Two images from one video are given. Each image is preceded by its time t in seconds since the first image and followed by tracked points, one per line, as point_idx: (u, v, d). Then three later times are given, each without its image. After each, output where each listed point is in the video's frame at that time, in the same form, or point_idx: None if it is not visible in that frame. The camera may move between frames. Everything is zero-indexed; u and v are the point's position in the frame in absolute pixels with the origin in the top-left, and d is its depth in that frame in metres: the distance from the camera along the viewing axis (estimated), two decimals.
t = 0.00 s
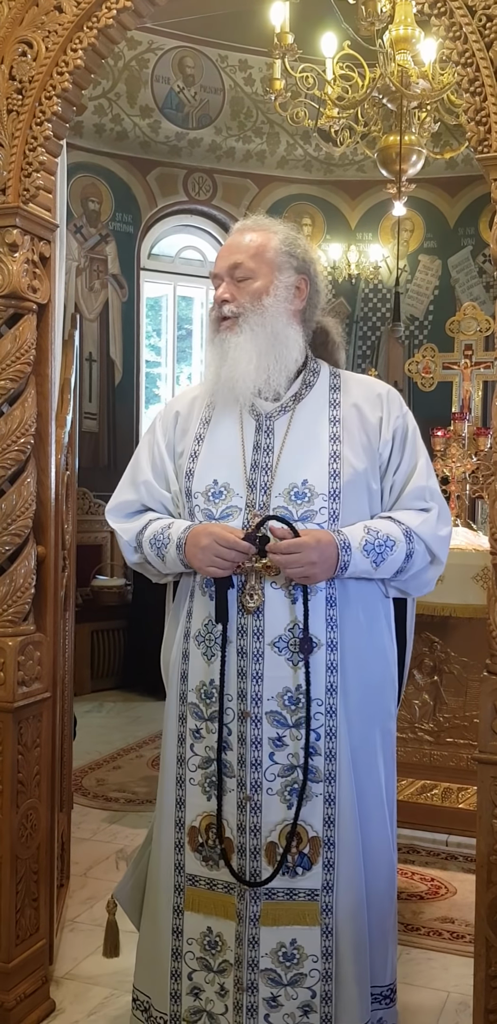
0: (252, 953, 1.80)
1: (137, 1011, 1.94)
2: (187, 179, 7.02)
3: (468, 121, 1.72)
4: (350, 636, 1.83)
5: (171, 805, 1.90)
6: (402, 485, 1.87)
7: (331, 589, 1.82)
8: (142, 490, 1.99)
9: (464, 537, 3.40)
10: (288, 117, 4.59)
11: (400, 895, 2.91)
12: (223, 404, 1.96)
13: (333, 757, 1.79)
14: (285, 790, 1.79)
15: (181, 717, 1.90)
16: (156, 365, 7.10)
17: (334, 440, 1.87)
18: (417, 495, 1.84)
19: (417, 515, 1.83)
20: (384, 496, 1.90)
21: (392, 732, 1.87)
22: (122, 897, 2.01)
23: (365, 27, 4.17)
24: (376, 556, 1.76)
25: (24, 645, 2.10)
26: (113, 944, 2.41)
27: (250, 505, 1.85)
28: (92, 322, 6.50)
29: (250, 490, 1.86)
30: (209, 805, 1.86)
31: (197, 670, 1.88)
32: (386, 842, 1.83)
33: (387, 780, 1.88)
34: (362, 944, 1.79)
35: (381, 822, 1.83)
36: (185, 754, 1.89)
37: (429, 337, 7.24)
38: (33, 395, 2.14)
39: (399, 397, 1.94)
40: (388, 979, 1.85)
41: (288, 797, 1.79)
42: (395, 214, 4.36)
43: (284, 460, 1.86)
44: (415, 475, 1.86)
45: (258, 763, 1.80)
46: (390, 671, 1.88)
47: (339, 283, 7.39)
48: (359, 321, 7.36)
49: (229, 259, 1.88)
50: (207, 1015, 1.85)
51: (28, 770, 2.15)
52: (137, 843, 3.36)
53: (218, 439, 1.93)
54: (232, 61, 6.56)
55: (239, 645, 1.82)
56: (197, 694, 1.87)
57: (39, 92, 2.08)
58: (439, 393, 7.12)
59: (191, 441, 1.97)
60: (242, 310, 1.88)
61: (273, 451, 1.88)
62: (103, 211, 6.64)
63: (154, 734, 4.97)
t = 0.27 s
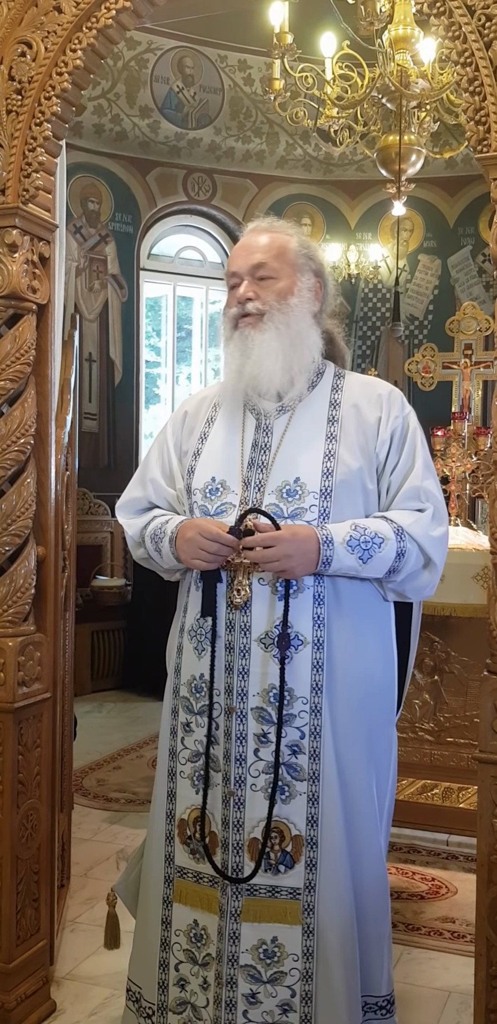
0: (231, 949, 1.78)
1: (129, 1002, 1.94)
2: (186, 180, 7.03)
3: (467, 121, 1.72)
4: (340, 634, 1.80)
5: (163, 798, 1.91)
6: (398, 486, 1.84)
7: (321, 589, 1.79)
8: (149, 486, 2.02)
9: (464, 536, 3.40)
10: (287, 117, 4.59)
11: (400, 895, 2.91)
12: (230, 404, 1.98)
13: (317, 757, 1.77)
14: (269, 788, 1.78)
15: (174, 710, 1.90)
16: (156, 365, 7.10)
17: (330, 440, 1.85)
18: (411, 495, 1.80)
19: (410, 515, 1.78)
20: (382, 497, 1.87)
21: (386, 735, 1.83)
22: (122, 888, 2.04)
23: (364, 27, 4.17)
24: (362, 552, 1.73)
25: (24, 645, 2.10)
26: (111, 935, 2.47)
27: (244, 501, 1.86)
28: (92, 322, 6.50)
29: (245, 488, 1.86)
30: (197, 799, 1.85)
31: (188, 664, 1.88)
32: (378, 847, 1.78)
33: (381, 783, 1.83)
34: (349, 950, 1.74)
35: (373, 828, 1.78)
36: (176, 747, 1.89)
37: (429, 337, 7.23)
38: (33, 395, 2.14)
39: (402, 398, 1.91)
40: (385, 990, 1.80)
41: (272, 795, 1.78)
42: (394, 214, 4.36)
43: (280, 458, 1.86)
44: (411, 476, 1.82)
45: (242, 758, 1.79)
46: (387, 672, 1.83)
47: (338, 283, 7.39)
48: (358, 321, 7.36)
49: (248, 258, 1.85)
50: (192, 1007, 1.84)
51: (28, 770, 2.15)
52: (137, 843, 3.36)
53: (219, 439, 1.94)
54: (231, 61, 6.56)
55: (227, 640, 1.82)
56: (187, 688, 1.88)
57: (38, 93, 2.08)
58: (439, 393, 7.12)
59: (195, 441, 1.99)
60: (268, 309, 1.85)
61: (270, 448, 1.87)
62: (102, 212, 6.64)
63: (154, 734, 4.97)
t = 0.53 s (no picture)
0: (215, 942, 1.77)
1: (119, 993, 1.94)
2: (186, 180, 7.03)
3: (468, 121, 1.72)
4: (331, 633, 1.79)
5: (156, 790, 1.91)
6: (395, 486, 1.82)
7: (313, 589, 1.79)
8: (155, 482, 2.03)
9: (464, 537, 3.40)
10: (288, 117, 4.58)
11: (400, 895, 2.91)
12: (236, 402, 1.99)
13: (304, 757, 1.76)
14: (256, 784, 1.77)
15: (168, 703, 1.91)
16: (157, 365, 7.09)
17: (330, 439, 1.85)
18: (407, 496, 1.78)
19: (404, 515, 1.77)
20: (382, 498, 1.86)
21: (377, 739, 1.80)
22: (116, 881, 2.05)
23: (364, 27, 4.17)
24: (352, 549, 1.71)
25: (24, 646, 2.10)
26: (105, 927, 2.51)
27: (242, 497, 1.86)
28: (92, 322, 6.50)
29: (244, 484, 1.87)
30: (188, 791, 1.85)
31: (183, 657, 1.89)
32: (367, 852, 1.75)
33: (374, 786, 1.81)
34: (332, 954, 1.72)
35: (363, 833, 1.75)
36: (170, 740, 1.90)
37: (429, 338, 7.23)
38: (33, 395, 2.14)
39: (405, 398, 1.89)
40: (376, 1002, 1.75)
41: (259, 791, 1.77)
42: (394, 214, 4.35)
43: (280, 454, 1.86)
44: (408, 477, 1.80)
45: (230, 752, 1.79)
46: (382, 674, 1.81)
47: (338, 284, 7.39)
48: (358, 321, 7.35)
49: (264, 259, 1.86)
50: (178, 1000, 1.84)
51: (28, 770, 2.15)
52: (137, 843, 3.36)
53: (223, 436, 1.95)
54: (231, 61, 6.56)
55: (220, 635, 1.83)
56: (182, 681, 1.88)
57: (39, 93, 2.08)
58: (439, 392, 7.12)
59: (201, 438, 1.99)
60: (279, 310, 1.86)
61: (271, 446, 1.88)
62: (103, 212, 6.65)
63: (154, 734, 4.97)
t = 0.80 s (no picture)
0: (206, 941, 1.77)
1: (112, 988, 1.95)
2: (186, 180, 7.03)
3: (468, 122, 1.72)
4: (328, 633, 1.79)
5: (153, 787, 1.92)
6: (397, 488, 1.81)
7: (311, 589, 1.79)
8: (160, 480, 2.04)
9: (464, 537, 3.40)
10: (287, 117, 4.58)
11: (400, 895, 2.91)
12: (241, 402, 1.99)
13: (299, 756, 1.76)
14: (251, 783, 1.77)
15: (166, 701, 1.92)
16: (157, 365, 7.09)
17: (333, 439, 1.84)
18: (408, 497, 1.77)
19: (405, 518, 1.76)
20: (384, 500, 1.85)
21: (374, 740, 1.79)
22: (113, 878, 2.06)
23: (364, 27, 4.17)
24: (352, 551, 1.71)
25: (24, 646, 2.10)
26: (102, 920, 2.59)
27: (244, 497, 1.86)
28: (92, 323, 6.51)
29: (247, 484, 1.87)
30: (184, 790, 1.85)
31: (182, 656, 1.90)
32: (362, 852, 1.74)
33: (371, 788, 1.80)
34: (325, 954, 1.71)
35: (357, 835, 1.74)
36: (167, 737, 1.90)
37: (429, 338, 7.23)
38: (34, 396, 2.14)
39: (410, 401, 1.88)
40: (371, 1007, 1.73)
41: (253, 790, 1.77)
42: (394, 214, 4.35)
43: (284, 454, 1.86)
44: (410, 479, 1.79)
45: (226, 752, 1.78)
46: (380, 676, 1.80)
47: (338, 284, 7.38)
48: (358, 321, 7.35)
49: (267, 259, 1.87)
50: (168, 997, 1.83)
51: (29, 770, 2.15)
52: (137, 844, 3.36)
53: (227, 436, 1.95)
54: (231, 62, 6.56)
55: (218, 634, 1.83)
56: (180, 679, 1.89)
57: (39, 93, 2.08)
58: (439, 393, 7.12)
59: (205, 437, 1.99)
60: (281, 311, 1.86)
61: (274, 446, 1.88)
62: (102, 212, 6.65)
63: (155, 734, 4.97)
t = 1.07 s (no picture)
0: (213, 939, 1.77)
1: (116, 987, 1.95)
2: (186, 180, 7.03)
3: (468, 121, 1.72)
4: (333, 632, 1.79)
5: (157, 787, 1.92)
6: (399, 488, 1.80)
7: (316, 589, 1.79)
8: (163, 479, 2.03)
9: (465, 537, 3.40)
10: (288, 117, 4.58)
11: (401, 895, 2.91)
12: (246, 402, 1.99)
13: (304, 756, 1.75)
14: (257, 783, 1.77)
15: (171, 701, 1.92)
16: (157, 365, 7.09)
17: (338, 439, 1.84)
18: (409, 496, 1.76)
19: (405, 516, 1.75)
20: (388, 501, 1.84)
21: (378, 740, 1.80)
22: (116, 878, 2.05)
23: (364, 27, 4.17)
24: (354, 545, 1.71)
25: (25, 646, 2.10)
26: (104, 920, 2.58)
27: (248, 498, 1.86)
28: (92, 323, 6.50)
29: (251, 485, 1.87)
30: (189, 789, 1.85)
31: (186, 656, 1.90)
32: (366, 853, 1.74)
33: (374, 788, 1.80)
34: (329, 955, 1.71)
35: (362, 835, 1.74)
36: (171, 737, 1.90)
37: (429, 337, 7.23)
38: (34, 396, 2.14)
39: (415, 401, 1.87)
40: (373, 1007, 1.74)
41: (259, 790, 1.77)
42: (394, 214, 4.35)
43: (289, 454, 1.86)
44: (412, 478, 1.78)
45: (231, 752, 1.78)
46: (383, 676, 1.81)
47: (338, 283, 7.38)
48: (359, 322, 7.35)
49: (271, 259, 1.89)
50: (174, 996, 1.84)
51: (29, 770, 2.15)
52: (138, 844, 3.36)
53: (232, 436, 1.95)
54: (231, 62, 6.56)
55: (222, 634, 1.83)
56: (184, 679, 1.89)
57: (39, 94, 2.08)
58: (440, 392, 7.12)
59: (210, 437, 1.99)
60: (282, 310, 1.89)
61: (279, 447, 1.88)
62: (103, 212, 6.65)
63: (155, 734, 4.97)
